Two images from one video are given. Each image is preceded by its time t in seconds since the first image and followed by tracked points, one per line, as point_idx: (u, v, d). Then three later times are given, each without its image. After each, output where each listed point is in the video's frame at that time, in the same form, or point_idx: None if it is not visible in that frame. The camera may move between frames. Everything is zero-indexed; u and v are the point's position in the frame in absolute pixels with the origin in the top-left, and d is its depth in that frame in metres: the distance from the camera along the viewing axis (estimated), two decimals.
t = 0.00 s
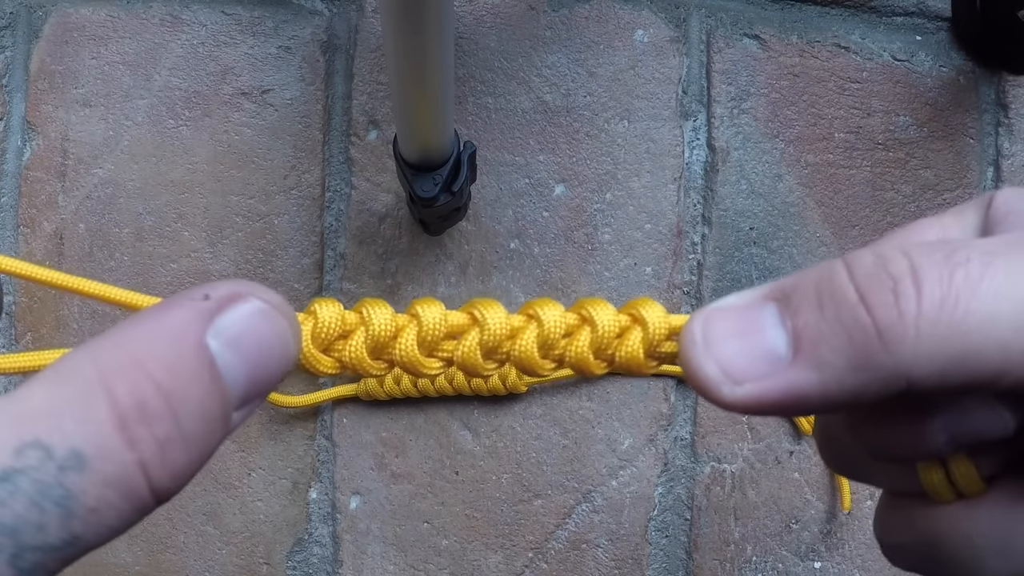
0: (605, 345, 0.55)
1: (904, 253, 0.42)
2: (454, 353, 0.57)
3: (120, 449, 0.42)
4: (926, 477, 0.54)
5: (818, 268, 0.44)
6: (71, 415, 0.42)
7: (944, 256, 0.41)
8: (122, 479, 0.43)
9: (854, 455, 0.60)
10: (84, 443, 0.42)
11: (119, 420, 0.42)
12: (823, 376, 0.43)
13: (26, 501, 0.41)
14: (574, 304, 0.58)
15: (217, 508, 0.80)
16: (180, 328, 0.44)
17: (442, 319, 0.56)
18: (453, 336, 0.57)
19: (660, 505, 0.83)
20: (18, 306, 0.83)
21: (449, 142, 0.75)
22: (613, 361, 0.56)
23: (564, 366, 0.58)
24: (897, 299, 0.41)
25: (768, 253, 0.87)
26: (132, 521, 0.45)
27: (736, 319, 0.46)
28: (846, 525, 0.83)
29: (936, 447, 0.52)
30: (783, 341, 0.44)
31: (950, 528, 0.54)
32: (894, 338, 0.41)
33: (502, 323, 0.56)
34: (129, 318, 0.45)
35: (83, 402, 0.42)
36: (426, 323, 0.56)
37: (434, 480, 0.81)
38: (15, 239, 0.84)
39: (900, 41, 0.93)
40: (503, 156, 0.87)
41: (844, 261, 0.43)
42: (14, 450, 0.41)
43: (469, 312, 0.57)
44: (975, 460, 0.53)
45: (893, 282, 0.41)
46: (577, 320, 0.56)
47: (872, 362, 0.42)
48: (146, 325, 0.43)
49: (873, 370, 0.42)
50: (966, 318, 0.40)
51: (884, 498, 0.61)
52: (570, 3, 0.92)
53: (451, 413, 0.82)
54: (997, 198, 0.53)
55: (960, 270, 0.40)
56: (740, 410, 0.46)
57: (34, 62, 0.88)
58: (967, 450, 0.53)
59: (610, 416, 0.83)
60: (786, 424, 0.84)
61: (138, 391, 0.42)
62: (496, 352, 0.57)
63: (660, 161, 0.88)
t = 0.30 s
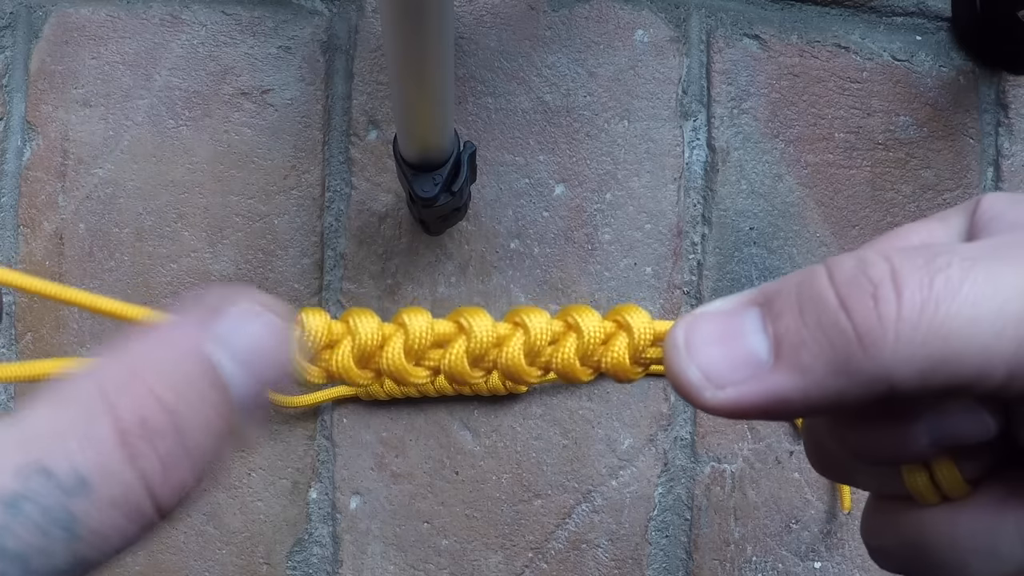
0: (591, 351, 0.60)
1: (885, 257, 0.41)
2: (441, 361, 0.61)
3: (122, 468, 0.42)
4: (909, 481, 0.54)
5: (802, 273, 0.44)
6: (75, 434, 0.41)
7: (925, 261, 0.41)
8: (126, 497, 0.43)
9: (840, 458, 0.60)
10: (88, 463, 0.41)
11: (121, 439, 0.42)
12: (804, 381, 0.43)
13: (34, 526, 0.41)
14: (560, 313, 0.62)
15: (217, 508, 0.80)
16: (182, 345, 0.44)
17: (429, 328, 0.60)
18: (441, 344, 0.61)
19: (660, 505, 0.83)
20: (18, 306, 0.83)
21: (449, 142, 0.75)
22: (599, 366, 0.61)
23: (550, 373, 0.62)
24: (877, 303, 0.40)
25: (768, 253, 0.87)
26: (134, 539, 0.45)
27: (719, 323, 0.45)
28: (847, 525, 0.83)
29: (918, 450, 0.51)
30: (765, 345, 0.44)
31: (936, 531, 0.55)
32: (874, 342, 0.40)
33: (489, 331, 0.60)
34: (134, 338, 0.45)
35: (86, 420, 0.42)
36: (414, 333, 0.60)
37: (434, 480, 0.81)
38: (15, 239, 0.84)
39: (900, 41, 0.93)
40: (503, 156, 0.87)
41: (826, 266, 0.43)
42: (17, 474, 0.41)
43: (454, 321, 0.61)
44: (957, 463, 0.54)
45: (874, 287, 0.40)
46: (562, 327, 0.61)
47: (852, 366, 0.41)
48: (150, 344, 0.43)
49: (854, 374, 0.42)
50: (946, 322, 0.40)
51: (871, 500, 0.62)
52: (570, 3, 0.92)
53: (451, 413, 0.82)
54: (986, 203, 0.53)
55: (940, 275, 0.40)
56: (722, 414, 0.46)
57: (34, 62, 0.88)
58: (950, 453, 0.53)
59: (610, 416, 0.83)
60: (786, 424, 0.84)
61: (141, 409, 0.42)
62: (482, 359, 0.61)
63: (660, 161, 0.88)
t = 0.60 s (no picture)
0: (580, 341, 0.56)
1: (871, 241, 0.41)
2: (432, 354, 0.57)
3: (150, 504, 0.43)
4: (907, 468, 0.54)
5: (790, 259, 0.44)
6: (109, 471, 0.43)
7: (914, 244, 0.41)
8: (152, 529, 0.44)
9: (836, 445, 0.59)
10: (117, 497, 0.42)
11: (152, 476, 0.43)
12: (795, 367, 0.42)
13: (61, 558, 0.42)
14: (550, 303, 0.58)
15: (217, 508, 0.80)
16: (213, 384, 0.44)
17: (419, 321, 0.56)
18: (430, 337, 0.57)
19: (660, 505, 0.83)
20: (18, 306, 0.83)
21: (449, 142, 0.75)
22: (590, 356, 0.56)
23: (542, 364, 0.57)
24: (866, 287, 0.40)
25: (769, 253, 0.87)
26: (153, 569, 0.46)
27: (707, 310, 0.45)
28: (847, 525, 0.83)
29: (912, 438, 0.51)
30: (754, 332, 0.43)
31: (934, 521, 0.55)
32: (863, 326, 0.41)
33: (478, 323, 0.56)
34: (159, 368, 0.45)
35: (118, 455, 0.43)
36: (403, 326, 0.56)
37: (434, 480, 0.81)
38: (15, 239, 0.84)
39: (900, 41, 0.93)
40: (503, 156, 0.87)
41: (814, 252, 0.43)
42: (48, 507, 0.42)
43: (444, 313, 0.57)
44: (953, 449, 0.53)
45: (862, 271, 0.41)
46: (553, 317, 0.57)
47: (842, 351, 0.41)
48: (181, 377, 0.44)
49: (844, 358, 0.42)
50: (935, 305, 0.40)
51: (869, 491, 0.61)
52: (570, 3, 0.92)
53: (451, 413, 0.82)
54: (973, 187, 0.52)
55: (929, 257, 0.40)
56: (712, 402, 0.45)
57: (34, 62, 0.88)
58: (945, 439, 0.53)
59: (610, 416, 0.83)
60: (786, 424, 0.84)
61: (172, 446, 0.43)
62: (472, 352, 0.56)
63: (660, 161, 0.88)
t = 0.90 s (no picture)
0: (565, 338, 0.53)
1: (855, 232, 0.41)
2: (414, 354, 0.54)
3: (164, 519, 0.43)
4: (896, 464, 0.53)
5: (773, 252, 0.44)
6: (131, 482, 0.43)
7: (899, 233, 0.41)
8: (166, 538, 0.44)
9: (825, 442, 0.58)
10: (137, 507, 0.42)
11: (168, 493, 0.43)
12: (777, 359, 0.42)
13: (83, 561, 0.41)
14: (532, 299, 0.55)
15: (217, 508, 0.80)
16: (238, 410, 0.44)
17: (400, 320, 0.53)
18: (412, 336, 0.54)
19: (660, 505, 0.83)
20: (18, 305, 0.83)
21: (449, 142, 0.75)
22: (574, 354, 0.54)
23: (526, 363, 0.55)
24: (850, 277, 0.40)
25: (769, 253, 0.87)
26: None
27: (689, 304, 0.45)
28: (847, 525, 0.83)
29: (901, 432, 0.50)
30: (737, 324, 0.43)
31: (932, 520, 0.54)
32: (847, 317, 0.40)
33: (461, 321, 0.53)
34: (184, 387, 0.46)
35: (140, 468, 0.43)
36: (384, 326, 0.53)
37: (434, 480, 0.81)
38: (15, 239, 0.84)
39: (900, 41, 0.93)
40: (503, 156, 0.87)
41: (797, 243, 0.43)
42: (71, 511, 0.42)
43: (426, 311, 0.54)
44: (943, 446, 0.53)
45: (846, 261, 0.40)
46: (536, 314, 0.54)
47: (826, 342, 0.41)
48: (207, 399, 0.44)
49: (828, 350, 0.41)
50: (920, 295, 0.40)
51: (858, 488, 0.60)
52: (570, 3, 0.92)
53: (451, 413, 0.82)
54: (963, 178, 0.52)
55: (914, 246, 0.40)
56: (696, 397, 0.45)
57: (34, 62, 0.88)
58: (935, 435, 0.52)
59: (610, 416, 0.83)
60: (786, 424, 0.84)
61: (191, 466, 0.43)
62: (455, 351, 0.54)
63: (660, 161, 0.88)
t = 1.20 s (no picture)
0: (538, 331, 0.49)
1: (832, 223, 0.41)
2: (383, 347, 0.50)
3: (150, 507, 0.44)
4: (880, 460, 0.52)
5: (749, 243, 0.43)
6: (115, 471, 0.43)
7: (878, 224, 0.41)
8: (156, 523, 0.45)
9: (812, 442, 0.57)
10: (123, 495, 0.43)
11: (151, 482, 0.43)
12: (753, 352, 0.42)
13: (70, 552, 0.42)
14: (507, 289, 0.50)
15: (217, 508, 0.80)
16: (216, 400, 0.44)
17: (370, 311, 0.49)
18: (381, 328, 0.49)
19: (660, 505, 0.82)
20: (18, 305, 0.83)
21: (449, 142, 0.75)
22: (550, 348, 0.50)
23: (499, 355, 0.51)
24: (827, 268, 0.40)
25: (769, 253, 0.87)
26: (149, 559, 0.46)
27: (663, 297, 0.44)
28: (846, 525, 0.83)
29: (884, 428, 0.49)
30: (711, 319, 0.43)
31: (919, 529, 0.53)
32: (824, 308, 0.40)
33: (432, 312, 0.49)
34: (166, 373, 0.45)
35: (121, 457, 0.43)
36: (353, 317, 0.49)
37: (434, 480, 0.81)
38: (15, 239, 0.84)
39: (900, 41, 0.93)
40: (503, 156, 0.87)
41: (773, 234, 0.42)
42: (57, 503, 0.42)
43: (396, 302, 0.50)
44: (927, 443, 0.52)
45: (824, 252, 0.40)
46: (510, 306, 0.49)
47: (802, 335, 0.41)
48: (184, 389, 0.44)
49: (805, 342, 0.41)
50: (898, 285, 0.40)
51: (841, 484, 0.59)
52: (570, 3, 0.92)
53: (451, 413, 0.82)
54: (949, 166, 0.51)
55: (894, 236, 0.40)
56: (669, 392, 0.44)
57: (34, 62, 0.88)
58: (919, 433, 0.51)
59: (610, 416, 0.83)
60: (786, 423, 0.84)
61: (173, 454, 0.43)
62: (426, 343, 0.50)
63: (660, 161, 0.88)
